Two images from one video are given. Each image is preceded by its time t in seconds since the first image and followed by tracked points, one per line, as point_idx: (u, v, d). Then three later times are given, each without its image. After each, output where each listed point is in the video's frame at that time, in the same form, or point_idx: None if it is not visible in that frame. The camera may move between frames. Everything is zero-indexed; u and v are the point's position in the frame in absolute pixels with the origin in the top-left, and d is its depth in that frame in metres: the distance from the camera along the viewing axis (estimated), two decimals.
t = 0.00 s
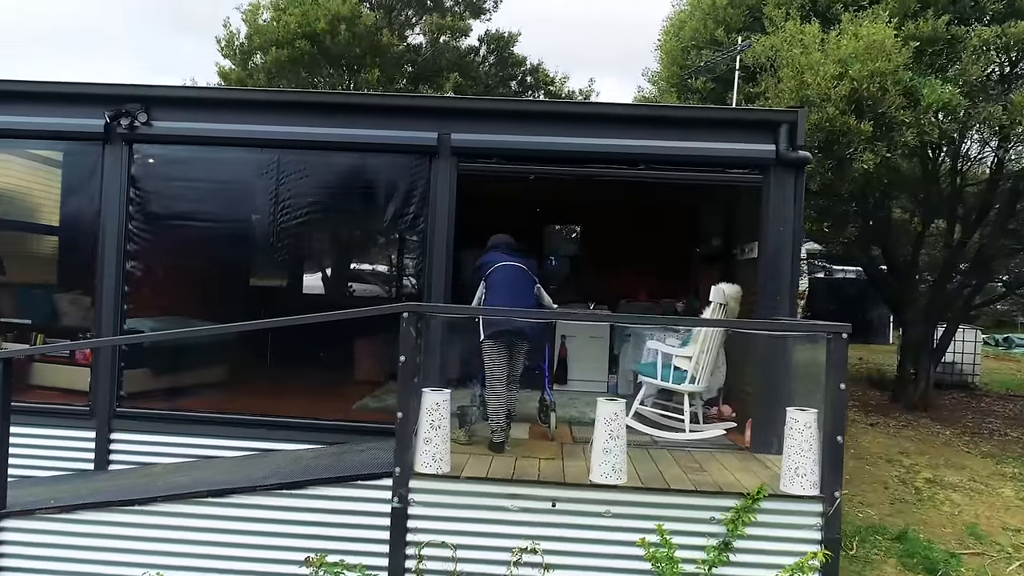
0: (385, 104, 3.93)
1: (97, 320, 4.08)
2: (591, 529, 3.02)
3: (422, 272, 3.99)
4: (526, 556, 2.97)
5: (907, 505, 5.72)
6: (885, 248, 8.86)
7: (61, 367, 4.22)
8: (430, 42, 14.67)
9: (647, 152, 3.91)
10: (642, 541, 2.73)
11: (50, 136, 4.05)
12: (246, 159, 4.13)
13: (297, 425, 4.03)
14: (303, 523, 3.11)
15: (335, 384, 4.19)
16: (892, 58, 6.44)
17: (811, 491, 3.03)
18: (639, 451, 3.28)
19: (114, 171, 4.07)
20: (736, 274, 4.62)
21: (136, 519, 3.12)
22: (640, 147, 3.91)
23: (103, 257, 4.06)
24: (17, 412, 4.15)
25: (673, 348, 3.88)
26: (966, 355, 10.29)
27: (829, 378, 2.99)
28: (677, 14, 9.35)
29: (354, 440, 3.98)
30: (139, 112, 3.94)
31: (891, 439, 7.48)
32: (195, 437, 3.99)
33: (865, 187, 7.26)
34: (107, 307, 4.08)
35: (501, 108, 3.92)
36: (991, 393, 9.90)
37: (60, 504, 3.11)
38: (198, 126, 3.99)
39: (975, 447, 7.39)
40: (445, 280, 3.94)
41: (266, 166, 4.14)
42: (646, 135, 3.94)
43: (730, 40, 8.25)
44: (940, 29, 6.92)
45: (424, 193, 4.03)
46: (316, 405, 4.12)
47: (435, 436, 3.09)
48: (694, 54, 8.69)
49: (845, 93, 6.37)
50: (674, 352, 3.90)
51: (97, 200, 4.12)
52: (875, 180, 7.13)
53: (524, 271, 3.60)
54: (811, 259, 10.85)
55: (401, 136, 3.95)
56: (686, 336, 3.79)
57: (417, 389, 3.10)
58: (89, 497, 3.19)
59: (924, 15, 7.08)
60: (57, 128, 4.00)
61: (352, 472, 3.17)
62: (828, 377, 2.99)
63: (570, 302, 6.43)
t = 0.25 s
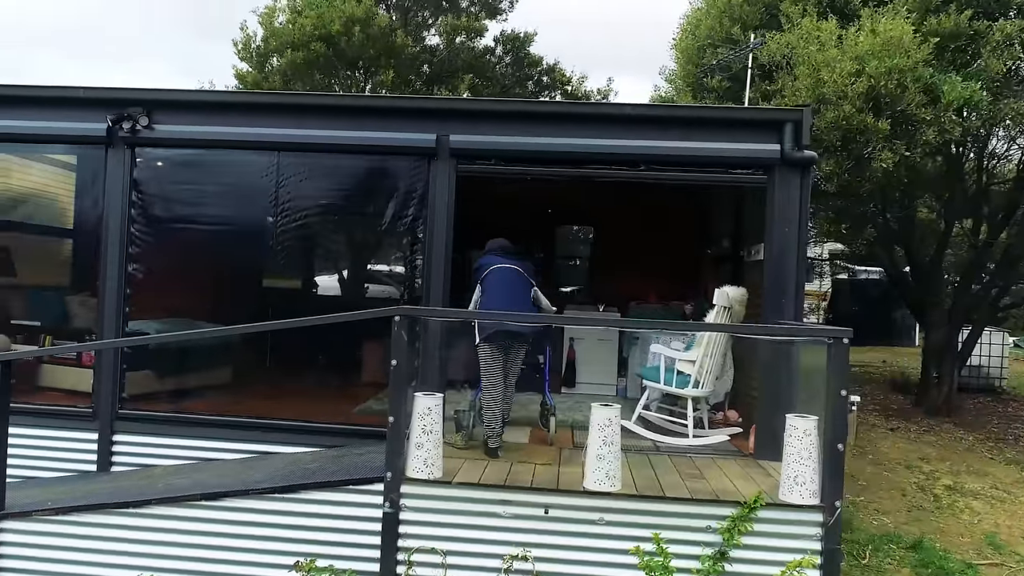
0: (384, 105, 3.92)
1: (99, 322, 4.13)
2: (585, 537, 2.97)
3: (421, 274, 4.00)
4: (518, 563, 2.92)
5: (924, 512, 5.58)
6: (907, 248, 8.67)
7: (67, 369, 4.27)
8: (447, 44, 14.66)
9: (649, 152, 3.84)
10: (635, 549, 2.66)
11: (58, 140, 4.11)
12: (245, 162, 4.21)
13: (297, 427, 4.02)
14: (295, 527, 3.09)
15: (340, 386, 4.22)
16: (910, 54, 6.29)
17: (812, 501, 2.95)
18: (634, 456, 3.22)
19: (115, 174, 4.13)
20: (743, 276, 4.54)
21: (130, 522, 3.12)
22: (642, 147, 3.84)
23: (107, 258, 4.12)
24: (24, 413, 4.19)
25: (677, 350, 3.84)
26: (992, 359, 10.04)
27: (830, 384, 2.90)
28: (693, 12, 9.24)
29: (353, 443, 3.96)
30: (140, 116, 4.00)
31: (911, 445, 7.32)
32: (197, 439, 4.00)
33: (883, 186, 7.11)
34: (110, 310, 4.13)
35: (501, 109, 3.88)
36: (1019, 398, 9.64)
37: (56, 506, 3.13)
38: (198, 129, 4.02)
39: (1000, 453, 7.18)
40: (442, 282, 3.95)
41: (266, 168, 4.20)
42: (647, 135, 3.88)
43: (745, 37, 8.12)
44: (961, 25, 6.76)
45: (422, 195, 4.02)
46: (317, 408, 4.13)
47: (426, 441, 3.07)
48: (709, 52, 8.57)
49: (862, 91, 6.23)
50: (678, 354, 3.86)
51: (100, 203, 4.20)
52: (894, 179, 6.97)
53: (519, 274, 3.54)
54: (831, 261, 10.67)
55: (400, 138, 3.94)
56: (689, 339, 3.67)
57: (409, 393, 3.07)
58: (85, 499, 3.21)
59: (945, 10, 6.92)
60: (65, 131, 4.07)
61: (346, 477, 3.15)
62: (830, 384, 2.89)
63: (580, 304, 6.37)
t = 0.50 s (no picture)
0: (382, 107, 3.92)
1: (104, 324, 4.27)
2: (577, 544, 2.93)
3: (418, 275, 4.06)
4: (508, 570, 2.88)
5: (942, 520, 5.43)
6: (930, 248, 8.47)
7: (72, 371, 4.31)
8: (465, 45, 14.69)
9: (649, 153, 3.78)
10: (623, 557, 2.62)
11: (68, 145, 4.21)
12: (244, 164, 4.24)
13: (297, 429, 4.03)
14: (286, 532, 3.09)
15: (340, 389, 4.15)
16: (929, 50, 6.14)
17: (809, 511, 2.87)
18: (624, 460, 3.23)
19: (119, 179, 4.28)
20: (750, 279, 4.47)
21: (124, 524, 3.14)
22: (642, 148, 3.78)
23: (110, 262, 4.26)
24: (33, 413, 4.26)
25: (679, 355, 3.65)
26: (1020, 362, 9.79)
27: (829, 391, 2.81)
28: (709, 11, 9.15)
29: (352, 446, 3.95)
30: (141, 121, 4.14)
31: (933, 450, 7.14)
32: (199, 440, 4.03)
33: (902, 185, 6.95)
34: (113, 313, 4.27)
35: (499, 111, 3.86)
36: None
37: (53, 507, 3.17)
38: (198, 133, 4.15)
39: None
40: (437, 285, 4.02)
41: (265, 171, 4.22)
42: (647, 135, 3.83)
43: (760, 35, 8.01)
44: (985, 19, 6.58)
45: (418, 198, 4.06)
46: (318, 410, 4.16)
47: (416, 446, 3.06)
48: (725, 51, 8.48)
49: (878, 88, 6.10)
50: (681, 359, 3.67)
51: (103, 206, 4.30)
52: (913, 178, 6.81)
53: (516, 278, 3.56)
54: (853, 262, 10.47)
55: (397, 140, 3.99)
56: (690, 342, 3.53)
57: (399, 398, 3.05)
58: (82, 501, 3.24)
59: (968, 5, 6.76)
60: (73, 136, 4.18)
61: (340, 480, 3.14)
62: (828, 390, 2.80)
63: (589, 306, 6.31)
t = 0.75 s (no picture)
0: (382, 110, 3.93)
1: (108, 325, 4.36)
2: (568, 551, 2.89)
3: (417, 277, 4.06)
4: None
5: (960, 528, 5.29)
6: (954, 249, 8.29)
7: (80, 371, 4.36)
8: (483, 46, 14.69)
9: (649, 154, 3.73)
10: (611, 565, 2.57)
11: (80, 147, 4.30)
12: (245, 167, 4.32)
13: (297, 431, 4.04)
14: (278, 535, 3.09)
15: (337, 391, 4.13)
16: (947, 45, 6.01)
17: (806, 519, 2.81)
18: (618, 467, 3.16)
19: (123, 181, 4.35)
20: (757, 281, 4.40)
21: (120, 525, 3.16)
22: (641, 149, 3.74)
23: (114, 263, 4.35)
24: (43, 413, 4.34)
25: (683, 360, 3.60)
26: None
27: (826, 397, 2.75)
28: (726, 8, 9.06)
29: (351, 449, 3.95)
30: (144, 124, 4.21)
31: (954, 455, 6.97)
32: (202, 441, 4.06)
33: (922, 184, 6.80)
34: (117, 314, 4.35)
35: (497, 112, 3.84)
36: None
37: (51, 508, 3.20)
38: (198, 136, 4.21)
39: None
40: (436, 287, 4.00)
41: (266, 173, 4.30)
42: (648, 136, 3.77)
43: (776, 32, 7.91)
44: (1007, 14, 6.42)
45: (417, 199, 4.07)
46: (319, 412, 4.17)
47: (408, 450, 3.04)
48: (741, 49, 8.38)
49: (895, 85, 5.98)
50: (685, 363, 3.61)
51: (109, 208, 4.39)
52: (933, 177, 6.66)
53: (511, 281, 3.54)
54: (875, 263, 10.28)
55: (395, 141, 3.99)
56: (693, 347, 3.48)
57: (391, 403, 3.02)
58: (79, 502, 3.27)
59: None
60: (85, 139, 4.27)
61: (332, 484, 3.13)
62: (826, 396, 2.75)
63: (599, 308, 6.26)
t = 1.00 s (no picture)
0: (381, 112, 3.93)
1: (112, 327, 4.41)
2: (558, 557, 2.85)
3: (415, 280, 4.06)
4: None
5: (979, 537, 5.15)
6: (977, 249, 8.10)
7: (88, 372, 4.42)
8: (500, 46, 14.65)
9: (649, 155, 3.69)
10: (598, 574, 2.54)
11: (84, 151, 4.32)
12: (246, 171, 4.37)
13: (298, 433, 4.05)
14: (271, 538, 3.09)
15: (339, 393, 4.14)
16: (965, 41, 5.86)
17: (801, 528, 2.73)
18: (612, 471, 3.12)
19: (128, 185, 4.40)
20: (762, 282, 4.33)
21: (117, 526, 3.19)
22: (641, 149, 3.69)
23: (117, 266, 4.40)
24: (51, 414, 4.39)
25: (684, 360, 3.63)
26: None
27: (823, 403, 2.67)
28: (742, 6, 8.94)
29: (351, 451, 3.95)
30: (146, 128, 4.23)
31: (975, 461, 6.79)
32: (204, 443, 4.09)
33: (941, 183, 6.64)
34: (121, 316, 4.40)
35: (495, 113, 3.82)
36: None
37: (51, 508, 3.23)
38: (199, 140, 4.23)
39: None
40: (434, 289, 4.00)
41: (267, 177, 4.34)
42: (647, 136, 3.73)
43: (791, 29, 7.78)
44: None
45: (415, 201, 4.06)
46: (320, 414, 4.17)
47: (399, 454, 3.00)
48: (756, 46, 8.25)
49: (913, 81, 5.84)
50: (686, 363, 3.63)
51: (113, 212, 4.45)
52: (953, 175, 6.50)
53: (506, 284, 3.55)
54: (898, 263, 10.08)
55: (394, 143, 3.98)
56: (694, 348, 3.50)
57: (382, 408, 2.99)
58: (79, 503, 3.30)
59: None
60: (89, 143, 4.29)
61: (324, 487, 3.11)
62: (822, 401, 2.66)
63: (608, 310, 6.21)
